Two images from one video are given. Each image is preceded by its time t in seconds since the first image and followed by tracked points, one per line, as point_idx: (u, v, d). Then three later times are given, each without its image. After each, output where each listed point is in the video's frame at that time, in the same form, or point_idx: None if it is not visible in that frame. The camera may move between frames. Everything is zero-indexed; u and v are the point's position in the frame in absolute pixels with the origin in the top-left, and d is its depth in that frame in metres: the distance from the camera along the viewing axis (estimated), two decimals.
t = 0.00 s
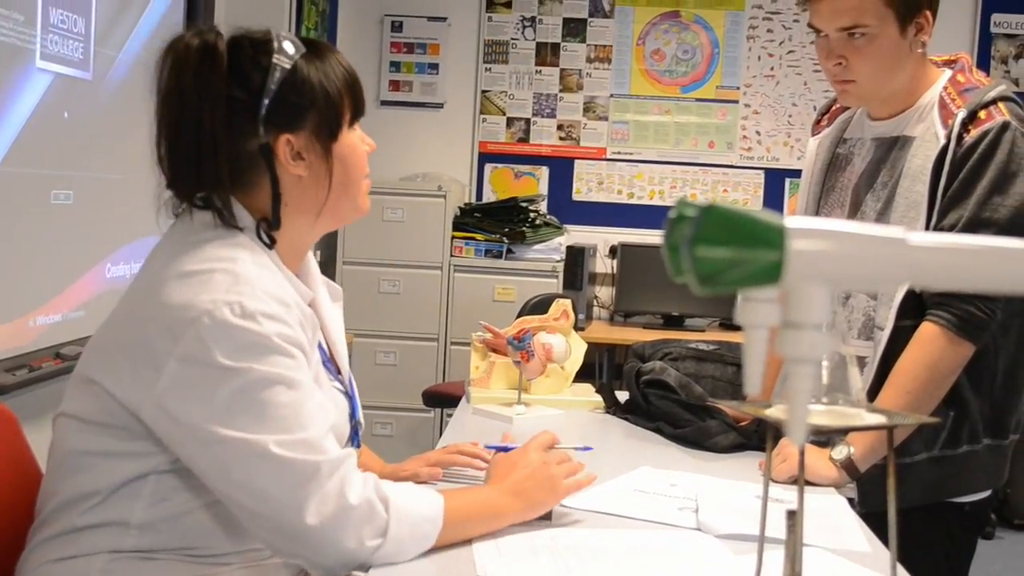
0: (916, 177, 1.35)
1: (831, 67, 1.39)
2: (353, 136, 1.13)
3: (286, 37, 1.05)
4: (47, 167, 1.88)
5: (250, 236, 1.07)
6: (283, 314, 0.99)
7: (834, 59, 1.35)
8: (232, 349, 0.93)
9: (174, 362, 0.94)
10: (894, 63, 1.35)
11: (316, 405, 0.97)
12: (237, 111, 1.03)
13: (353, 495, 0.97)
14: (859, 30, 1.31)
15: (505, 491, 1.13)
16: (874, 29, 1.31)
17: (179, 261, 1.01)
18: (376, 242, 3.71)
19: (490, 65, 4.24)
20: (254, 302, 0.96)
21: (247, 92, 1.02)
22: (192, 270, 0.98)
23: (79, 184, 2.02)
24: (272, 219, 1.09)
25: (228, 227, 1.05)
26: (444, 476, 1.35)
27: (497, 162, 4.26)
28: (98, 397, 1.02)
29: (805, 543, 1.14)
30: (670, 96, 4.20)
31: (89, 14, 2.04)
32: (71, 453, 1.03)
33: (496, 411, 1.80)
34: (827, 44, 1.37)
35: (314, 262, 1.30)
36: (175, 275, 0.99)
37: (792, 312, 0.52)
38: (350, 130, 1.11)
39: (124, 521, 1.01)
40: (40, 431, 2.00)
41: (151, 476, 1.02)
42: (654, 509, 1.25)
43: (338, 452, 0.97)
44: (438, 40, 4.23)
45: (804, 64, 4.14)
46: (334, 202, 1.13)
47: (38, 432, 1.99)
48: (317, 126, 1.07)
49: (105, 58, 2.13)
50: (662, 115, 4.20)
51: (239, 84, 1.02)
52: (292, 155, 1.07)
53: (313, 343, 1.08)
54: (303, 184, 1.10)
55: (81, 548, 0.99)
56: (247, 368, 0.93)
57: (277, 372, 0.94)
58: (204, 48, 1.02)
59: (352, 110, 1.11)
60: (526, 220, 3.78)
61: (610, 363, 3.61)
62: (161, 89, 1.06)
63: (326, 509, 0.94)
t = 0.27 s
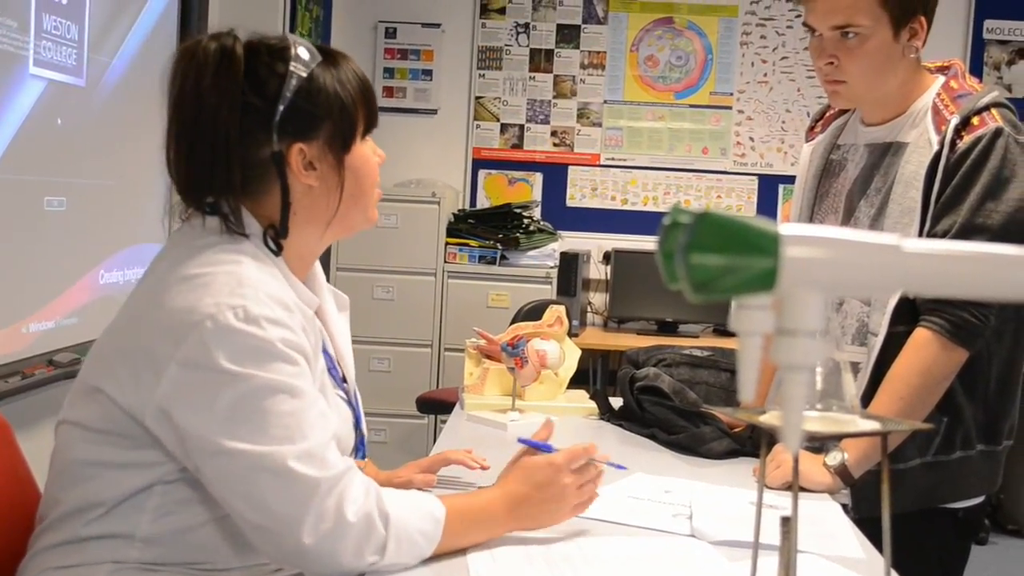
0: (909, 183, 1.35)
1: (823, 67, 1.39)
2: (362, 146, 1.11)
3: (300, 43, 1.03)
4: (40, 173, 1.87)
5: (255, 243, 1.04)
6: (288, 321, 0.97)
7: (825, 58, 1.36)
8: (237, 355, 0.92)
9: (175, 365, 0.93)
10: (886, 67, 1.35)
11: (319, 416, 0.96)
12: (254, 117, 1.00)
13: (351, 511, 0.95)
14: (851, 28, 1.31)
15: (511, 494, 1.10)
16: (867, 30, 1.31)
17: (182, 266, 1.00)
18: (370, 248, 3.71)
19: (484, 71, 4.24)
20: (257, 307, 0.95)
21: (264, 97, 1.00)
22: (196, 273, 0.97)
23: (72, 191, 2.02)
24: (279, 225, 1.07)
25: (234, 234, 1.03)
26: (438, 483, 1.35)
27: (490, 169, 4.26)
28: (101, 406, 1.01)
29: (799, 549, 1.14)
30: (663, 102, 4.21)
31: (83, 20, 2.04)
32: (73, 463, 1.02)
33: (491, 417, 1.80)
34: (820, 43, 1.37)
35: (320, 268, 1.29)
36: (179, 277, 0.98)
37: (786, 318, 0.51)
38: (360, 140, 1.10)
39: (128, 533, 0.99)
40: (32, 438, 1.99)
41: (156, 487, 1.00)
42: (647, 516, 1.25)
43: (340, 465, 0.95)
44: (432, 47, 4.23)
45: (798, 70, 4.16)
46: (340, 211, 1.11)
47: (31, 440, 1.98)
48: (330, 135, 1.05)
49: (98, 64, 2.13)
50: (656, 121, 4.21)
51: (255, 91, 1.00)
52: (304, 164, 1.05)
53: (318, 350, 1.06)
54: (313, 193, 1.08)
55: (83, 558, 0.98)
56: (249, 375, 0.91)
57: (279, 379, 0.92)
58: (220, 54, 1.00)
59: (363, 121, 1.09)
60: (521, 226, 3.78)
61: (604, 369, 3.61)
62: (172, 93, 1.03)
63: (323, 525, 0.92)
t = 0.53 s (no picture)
0: (902, 190, 1.35)
1: (817, 72, 1.39)
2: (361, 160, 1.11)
3: (304, 53, 1.03)
4: (31, 181, 1.87)
5: (251, 253, 1.04)
6: (279, 330, 0.97)
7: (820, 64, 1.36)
8: (235, 364, 0.92)
9: (167, 373, 0.92)
10: (880, 73, 1.35)
11: (311, 427, 0.95)
12: (261, 125, 1.00)
13: (342, 522, 0.95)
14: (848, 35, 1.31)
15: (502, 501, 1.10)
16: (863, 35, 1.31)
17: (175, 275, 0.99)
18: (363, 256, 3.71)
19: (475, 78, 4.24)
20: (250, 315, 0.95)
21: (270, 106, 1.00)
22: (189, 280, 0.97)
23: (63, 199, 2.02)
24: (278, 236, 1.06)
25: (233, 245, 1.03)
26: (430, 491, 1.35)
27: (482, 176, 4.26)
28: (95, 416, 1.00)
29: (792, 557, 1.14)
30: (655, 109, 4.22)
31: (74, 27, 2.04)
32: (65, 473, 1.02)
33: (483, 425, 1.80)
34: (815, 48, 1.37)
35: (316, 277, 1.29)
36: (173, 284, 0.98)
37: (779, 327, 0.51)
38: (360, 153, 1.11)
39: (123, 544, 0.99)
40: (23, 446, 1.99)
41: (149, 498, 1.00)
42: (639, 524, 1.25)
43: (332, 476, 0.95)
44: (424, 54, 4.23)
45: (789, 78, 4.18)
46: (339, 223, 1.11)
47: (21, 448, 1.97)
48: (333, 144, 1.05)
49: (89, 72, 2.12)
50: (648, 129, 4.21)
51: (262, 99, 1.00)
52: (308, 174, 1.05)
53: (310, 360, 1.06)
54: (314, 204, 1.08)
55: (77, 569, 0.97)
56: (241, 386, 0.91)
57: (272, 391, 0.92)
58: (229, 61, 1.00)
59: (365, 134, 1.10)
60: (513, 233, 3.79)
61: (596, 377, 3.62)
62: (177, 101, 1.03)
63: (313, 536, 0.92)
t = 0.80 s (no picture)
0: (891, 197, 1.35)
1: (807, 80, 1.39)
2: (349, 170, 1.10)
3: (290, 60, 1.02)
4: (18, 189, 1.86)
5: (233, 261, 1.03)
6: (264, 338, 0.97)
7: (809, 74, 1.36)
8: (213, 374, 0.91)
9: (151, 383, 0.92)
10: (870, 81, 1.35)
11: (296, 437, 0.95)
12: (242, 132, 1.00)
13: (330, 530, 0.94)
14: (837, 42, 1.32)
15: (489, 509, 1.09)
16: (852, 43, 1.32)
17: (160, 283, 0.99)
18: (351, 263, 3.70)
19: (464, 85, 4.24)
20: (235, 325, 0.94)
21: (252, 113, 1.00)
22: (172, 290, 0.97)
23: (50, 206, 2.01)
24: (260, 244, 1.06)
25: (214, 252, 1.03)
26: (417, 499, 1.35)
27: (471, 183, 4.26)
28: (80, 427, 1.00)
29: (781, 564, 1.14)
30: (643, 117, 4.22)
31: (61, 34, 2.03)
32: (50, 483, 1.01)
33: (471, 432, 1.80)
34: (804, 57, 1.38)
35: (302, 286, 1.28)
36: (157, 293, 0.98)
37: (767, 335, 0.50)
38: (347, 163, 1.10)
39: (109, 554, 0.98)
40: (9, 455, 1.98)
41: (134, 508, 1.00)
42: (628, 531, 1.25)
43: (318, 484, 0.95)
44: (412, 61, 4.23)
45: (776, 85, 4.20)
46: (325, 233, 1.10)
47: (8, 457, 1.97)
48: (315, 154, 1.04)
49: (76, 79, 2.12)
50: (636, 136, 4.22)
51: (243, 103, 0.99)
52: (288, 181, 1.04)
53: (296, 369, 1.06)
54: (295, 213, 1.07)
55: None
56: (225, 396, 0.90)
57: (258, 400, 0.91)
58: (211, 64, 1.00)
59: (349, 144, 1.09)
60: (501, 240, 3.79)
61: (584, 384, 3.62)
62: (164, 108, 1.03)
63: (299, 546, 0.92)
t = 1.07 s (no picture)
0: (879, 204, 1.35)
1: (796, 85, 1.40)
2: (336, 177, 1.10)
3: (279, 66, 1.02)
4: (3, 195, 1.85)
5: (219, 267, 1.03)
6: (250, 345, 0.96)
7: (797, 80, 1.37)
8: (199, 380, 0.91)
9: (137, 390, 0.92)
10: (859, 88, 1.36)
11: (282, 443, 0.94)
12: (230, 138, 0.99)
13: (317, 538, 0.93)
14: (826, 46, 1.33)
15: (478, 518, 1.09)
16: (841, 49, 1.32)
17: (146, 290, 0.99)
18: (338, 269, 3.70)
19: (451, 91, 4.24)
20: (221, 331, 0.94)
21: (240, 119, 0.99)
22: (158, 296, 0.97)
23: (35, 212, 2.00)
24: (246, 249, 1.05)
25: (200, 257, 1.03)
26: (404, 505, 1.34)
27: (458, 189, 4.25)
28: (66, 433, 1.00)
29: (768, 569, 1.14)
30: (630, 123, 4.23)
31: (47, 40, 2.02)
32: (36, 489, 1.01)
33: (458, 438, 1.80)
34: (793, 63, 1.38)
35: (288, 293, 1.28)
36: (143, 299, 0.97)
37: (755, 341, 0.49)
38: (334, 170, 1.09)
39: (94, 562, 0.98)
40: None
41: (120, 515, 0.99)
42: (615, 537, 1.25)
43: (305, 490, 0.94)
44: (399, 67, 4.23)
45: (763, 91, 4.21)
46: (311, 239, 1.10)
47: None
48: (303, 161, 1.04)
49: (62, 84, 2.11)
50: (623, 142, 4.22)
51: (231, 108, 0.99)
52: (274, 188, 1.03)
53: (282, 375, 1.05)
54: (281, 219, 1.06)
55: None
56: (211, 402, 0.90)
57: (245, 406, 0.91)
58: (201, 69, 1.00)
59: (338, 153, 1.09)
60: (487, 246, 3.80)
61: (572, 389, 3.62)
62: (152, 112, 1.02)
63: (286, 552, 0.91)
